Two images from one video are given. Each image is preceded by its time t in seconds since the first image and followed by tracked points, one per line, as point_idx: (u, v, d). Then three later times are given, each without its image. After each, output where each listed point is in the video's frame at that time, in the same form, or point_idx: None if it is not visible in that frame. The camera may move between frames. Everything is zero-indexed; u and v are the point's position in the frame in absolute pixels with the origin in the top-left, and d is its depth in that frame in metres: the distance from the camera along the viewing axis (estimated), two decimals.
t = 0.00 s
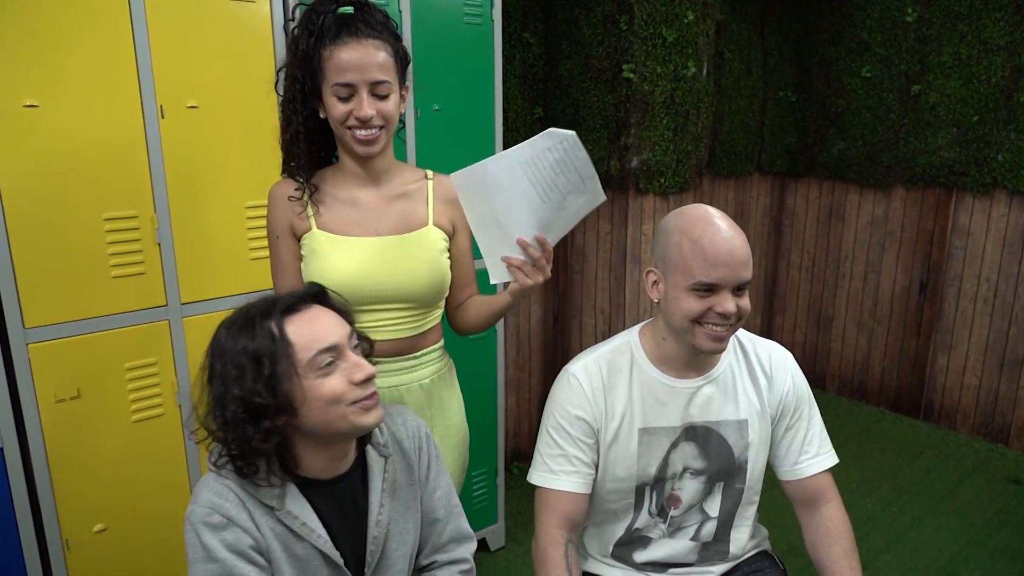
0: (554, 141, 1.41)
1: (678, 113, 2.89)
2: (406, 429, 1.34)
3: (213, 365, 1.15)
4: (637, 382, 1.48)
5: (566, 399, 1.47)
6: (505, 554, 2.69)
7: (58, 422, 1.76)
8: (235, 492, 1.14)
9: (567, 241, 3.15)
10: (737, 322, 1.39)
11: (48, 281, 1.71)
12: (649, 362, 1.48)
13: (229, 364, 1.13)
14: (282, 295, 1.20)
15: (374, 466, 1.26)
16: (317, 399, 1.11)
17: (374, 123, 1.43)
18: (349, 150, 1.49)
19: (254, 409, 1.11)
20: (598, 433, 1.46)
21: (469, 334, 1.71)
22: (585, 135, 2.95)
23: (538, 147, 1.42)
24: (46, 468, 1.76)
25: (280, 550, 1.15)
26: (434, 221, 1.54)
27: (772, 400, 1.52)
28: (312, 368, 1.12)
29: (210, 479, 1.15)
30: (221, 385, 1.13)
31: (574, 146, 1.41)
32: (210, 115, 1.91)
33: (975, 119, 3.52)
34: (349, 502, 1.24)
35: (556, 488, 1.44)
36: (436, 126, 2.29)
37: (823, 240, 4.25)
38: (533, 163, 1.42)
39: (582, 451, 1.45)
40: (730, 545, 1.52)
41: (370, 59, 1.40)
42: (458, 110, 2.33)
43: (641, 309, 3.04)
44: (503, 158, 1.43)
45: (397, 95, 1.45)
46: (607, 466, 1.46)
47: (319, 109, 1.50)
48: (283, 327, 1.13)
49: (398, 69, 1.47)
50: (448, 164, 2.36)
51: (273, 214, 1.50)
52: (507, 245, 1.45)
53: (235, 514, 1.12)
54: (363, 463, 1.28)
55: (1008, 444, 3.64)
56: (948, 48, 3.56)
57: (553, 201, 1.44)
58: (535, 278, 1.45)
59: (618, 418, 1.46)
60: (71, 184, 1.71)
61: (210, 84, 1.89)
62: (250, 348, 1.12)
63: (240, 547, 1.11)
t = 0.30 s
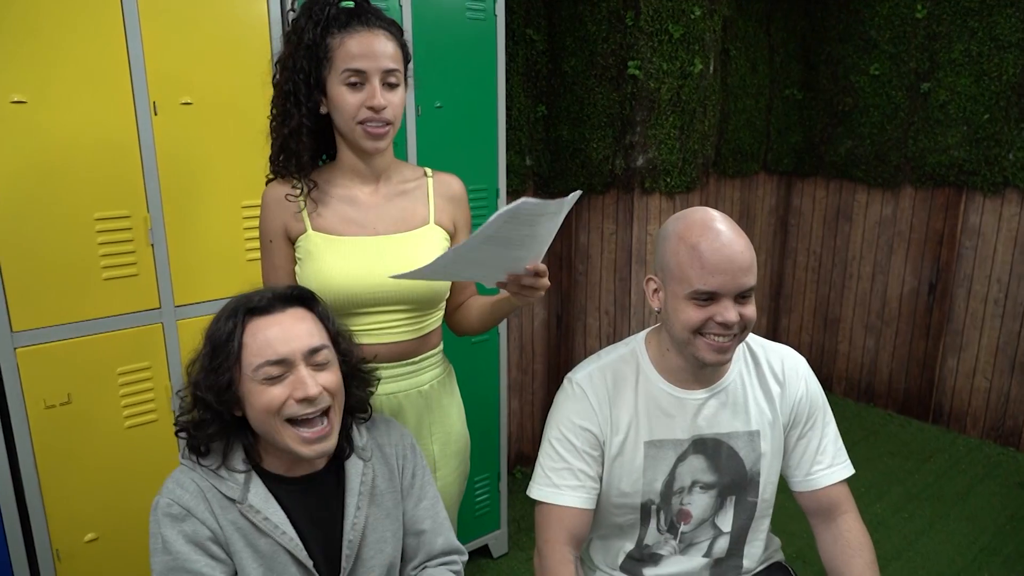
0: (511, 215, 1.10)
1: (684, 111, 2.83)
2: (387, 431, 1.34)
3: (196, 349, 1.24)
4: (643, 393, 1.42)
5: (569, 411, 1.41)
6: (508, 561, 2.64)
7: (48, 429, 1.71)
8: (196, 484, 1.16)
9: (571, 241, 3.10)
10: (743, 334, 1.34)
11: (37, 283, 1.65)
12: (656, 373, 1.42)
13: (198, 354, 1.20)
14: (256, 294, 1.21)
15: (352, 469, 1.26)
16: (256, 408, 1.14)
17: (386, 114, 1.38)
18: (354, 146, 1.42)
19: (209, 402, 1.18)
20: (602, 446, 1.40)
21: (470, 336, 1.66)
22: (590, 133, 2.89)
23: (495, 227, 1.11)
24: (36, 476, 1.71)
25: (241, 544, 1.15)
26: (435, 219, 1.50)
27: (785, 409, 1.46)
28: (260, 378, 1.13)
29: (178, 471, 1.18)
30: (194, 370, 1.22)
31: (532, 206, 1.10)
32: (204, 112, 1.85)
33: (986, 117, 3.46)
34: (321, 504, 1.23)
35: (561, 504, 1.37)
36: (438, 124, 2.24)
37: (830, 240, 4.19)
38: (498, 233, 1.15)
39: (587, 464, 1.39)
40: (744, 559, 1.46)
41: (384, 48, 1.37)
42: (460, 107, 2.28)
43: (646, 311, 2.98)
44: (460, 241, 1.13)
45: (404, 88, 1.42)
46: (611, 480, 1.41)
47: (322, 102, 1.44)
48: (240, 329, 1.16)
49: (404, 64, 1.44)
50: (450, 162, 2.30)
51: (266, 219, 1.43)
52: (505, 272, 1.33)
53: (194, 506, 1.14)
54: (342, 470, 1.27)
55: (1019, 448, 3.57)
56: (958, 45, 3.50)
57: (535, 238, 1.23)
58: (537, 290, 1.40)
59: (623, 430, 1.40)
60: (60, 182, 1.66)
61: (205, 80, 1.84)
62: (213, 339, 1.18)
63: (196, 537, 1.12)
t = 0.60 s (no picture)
0: (511, 224, 1.06)
1: (695, 111, 2.76)
2: (390, 441, 1.30)
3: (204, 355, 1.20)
4: (660, 414, 1.35)
5: (581, 430, 1.35)
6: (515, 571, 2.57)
7: (42, 440, 1.65)
8: (200, 499, 1.10)
9: (578, 243, 3.04)
10: (760, 356, 1.26)
11: (29, 289, 1.59)
12: (675, 392, 1.36)
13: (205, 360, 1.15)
14: (266, 299, 1.16)
15: (354, 480, 1.23)
16: (258, 417, 1.07)
17: (390, 109, 1.31)
18: (355, 141, 1.36)
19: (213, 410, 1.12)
20: (615, 469, 1.34)
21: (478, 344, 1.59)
22: (598, 133, 2.83)
23: (492, 235, 1.07)
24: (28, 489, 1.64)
25: (249, 558, 1.09)
26: (442, 224, 1.43)
27: (811, 430, 1.40)
28: (265, 385, 1.07)
29: (179, 487, 1.12)
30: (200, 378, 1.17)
31: (532, 217, 1.06)
32: (203, 111, 1.79)
33: (1000, 117, 3.39)
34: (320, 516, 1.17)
35: (569, 529, 1.30)
36: (444, 124, 2.17)
37: (839, 241, 4.13)
38: (498, 242, 1.10)
39: (598, 487, 1.32)
40: None
41: (394, 43, 1.31)
42: (466, 108, 2.21)
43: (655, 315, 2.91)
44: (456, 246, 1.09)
45: (413, 87, 1.35)
46: (622, 504, 1.35)
47: (328, 98, 1.39)
48: (248, 333, 1.11)
49: (416, 63, 1.38)
50: (456, 163, 2.24)
51: (266, 221, 1.37)
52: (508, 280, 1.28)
53: (198, 521, 1.08)
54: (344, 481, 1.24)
55: None
56: (972, 44, 3.43)
57: (542, 248, 1.17)
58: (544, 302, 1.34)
59: (637, 452, 1.34)
60: (54, 185, 1.60)
61: (204, 77, 1.77)
62: (220, 345, 1.12)
63: (203, 553, 1.06)
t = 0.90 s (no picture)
0: (521, 241, 1.02)
1: (703, 115, 2.72)
2: (402, 465, 1.28)
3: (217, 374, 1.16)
4: (670, 436, 1.31)
5: (585, 457, 1.29)
6: None
7: (39, 454, 1.61)
8: (208, 532, 1.07)
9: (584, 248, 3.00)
10: (746, 379, 1.21)
11: (26, 300, 1.55)
12: (684, 414, 1.31)
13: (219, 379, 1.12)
14: (284, 317, 1.13)
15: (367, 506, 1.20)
16: (275, 438, 1.04)
17: (398, 118, 1.28)
18: (361, 150, 1.32)
19: (230, 432, 1.09)
20: (623, 497, 1.29)
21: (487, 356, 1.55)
22: (604, 137, 2.80)
23: (502, 253, 1.03)
24: (25, 504, 1.60)
25: None
26: (450, 232, 1.39)
27: (826, 442, 1.36)
28: (282, 407, 1.04)
29: (186, 518, 1.08)
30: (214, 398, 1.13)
31: (541, 231, 1.03)
32: (205, 117, 1.75)
33: (1010, 120, 3.35)
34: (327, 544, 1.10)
35: (578, 563, 1.27)
36: (450, 129, 2.14)
37: (846, 245, 4.09)
38: (509, 259, 1.07)
39: (603, 518, 1.28)
40: None
41: (403, 50, 1.28)
42: (472, 112, 2.18)
43: (662, 321, 2.88)
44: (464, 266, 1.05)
45: (421, 95, 1.32)
46: (633, 532, 1.31)
47: (332, 105, 1.35)
48: (264, 354, 1.07)
49: (423, 69, 1.34)
50: (461, 169, 2.20)
51: (269, 232, 1.33)
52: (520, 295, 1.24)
53: (208, 555, 1.05)
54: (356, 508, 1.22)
55: None
56: (981, 46, 3.39)
57: (554, 260, 1.14)
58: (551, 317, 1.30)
59: (647, 479, 1.29)
60: (52, 193, 1.56)
61: (204, 82, 1.73)
62: (235, 367, 1.09)
63: None
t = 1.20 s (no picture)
0: (517, 247, 1.03)
1: (703, 117, 2.73)
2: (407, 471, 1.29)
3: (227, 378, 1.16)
4: (671, 430, 1.32)
5: (589, 451, 1.33)
6: None
7: (40, 457, 1.61)
8: (215, 533, 1.08)
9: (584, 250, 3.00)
10: (739, 368, 1.22)
11: (27, 303, 1.55)
12: (685, 408, 1.33)
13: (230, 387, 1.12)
14: (298, 329, 1.12)
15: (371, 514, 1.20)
16: (284, 454, 1.05)
17: (412, 128, 1.29)
18: (372, 158, 1.33)
19: (240, 440, 1.10)
20: (626, 488, 1.32)
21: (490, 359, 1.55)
22: (605, 139, 2.80)
23: (500, 259, 1.04)
24: (26, 507, 1.60)
25: None
26: (454, 236, 1.39)
27: (825, 442, 1.36)
28: (292, 425, 1.04)
29: (194, 516, 1.10)
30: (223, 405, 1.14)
31: (539, 238, 1.03)
32: (207, 121, 1.75)
33: (1010, 122, 3.36)
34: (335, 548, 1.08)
35: (583, 553, 1.29)
36: (451, 132, 2.14)
37: (845, 247, 4.10)
38: (508, 264, 1.07)
39: (610, 508, 1.31)
40: None
41: (418, 59, 1.29)
42: (473, 114, 2.18)
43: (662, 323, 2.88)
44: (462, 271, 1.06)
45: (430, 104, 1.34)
46: (635, 525, 1.32)
47: (341, 110, 1.35)
48: (275, 367, 1.07)
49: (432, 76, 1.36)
50: (463, 171, 2.20)
51: (274, 236, 1.33)
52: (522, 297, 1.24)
53: (214, 555, 1.06)
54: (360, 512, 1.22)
55: None
56: (980, 48, 3.40)
57: (556, 264, 1.14)
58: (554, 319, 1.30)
59: (648, 471, 1.31)
60: (54, 196, 1.56)
61: (205, 85, 1.73)
62: (245, 378, 1.09)
63: None
